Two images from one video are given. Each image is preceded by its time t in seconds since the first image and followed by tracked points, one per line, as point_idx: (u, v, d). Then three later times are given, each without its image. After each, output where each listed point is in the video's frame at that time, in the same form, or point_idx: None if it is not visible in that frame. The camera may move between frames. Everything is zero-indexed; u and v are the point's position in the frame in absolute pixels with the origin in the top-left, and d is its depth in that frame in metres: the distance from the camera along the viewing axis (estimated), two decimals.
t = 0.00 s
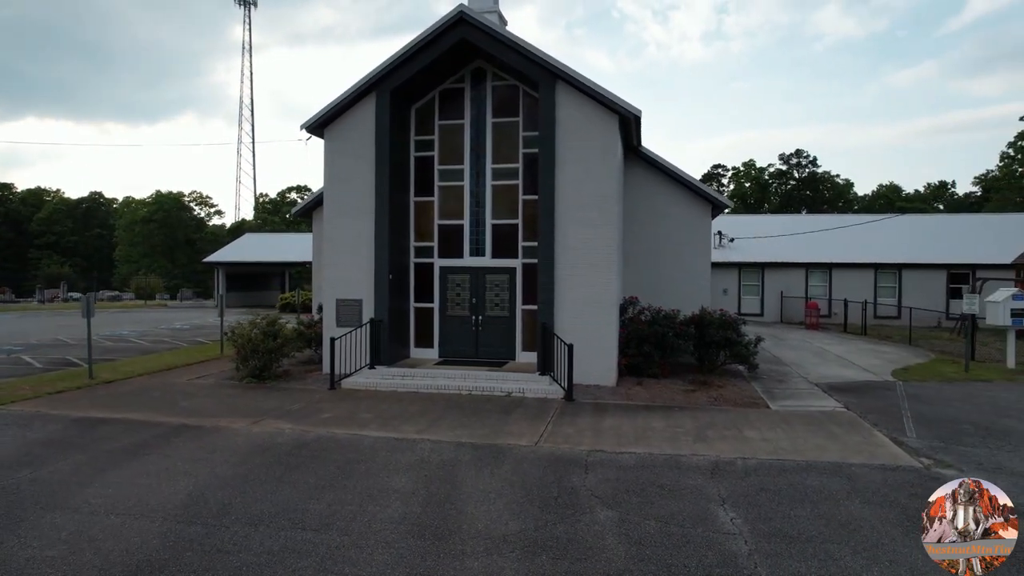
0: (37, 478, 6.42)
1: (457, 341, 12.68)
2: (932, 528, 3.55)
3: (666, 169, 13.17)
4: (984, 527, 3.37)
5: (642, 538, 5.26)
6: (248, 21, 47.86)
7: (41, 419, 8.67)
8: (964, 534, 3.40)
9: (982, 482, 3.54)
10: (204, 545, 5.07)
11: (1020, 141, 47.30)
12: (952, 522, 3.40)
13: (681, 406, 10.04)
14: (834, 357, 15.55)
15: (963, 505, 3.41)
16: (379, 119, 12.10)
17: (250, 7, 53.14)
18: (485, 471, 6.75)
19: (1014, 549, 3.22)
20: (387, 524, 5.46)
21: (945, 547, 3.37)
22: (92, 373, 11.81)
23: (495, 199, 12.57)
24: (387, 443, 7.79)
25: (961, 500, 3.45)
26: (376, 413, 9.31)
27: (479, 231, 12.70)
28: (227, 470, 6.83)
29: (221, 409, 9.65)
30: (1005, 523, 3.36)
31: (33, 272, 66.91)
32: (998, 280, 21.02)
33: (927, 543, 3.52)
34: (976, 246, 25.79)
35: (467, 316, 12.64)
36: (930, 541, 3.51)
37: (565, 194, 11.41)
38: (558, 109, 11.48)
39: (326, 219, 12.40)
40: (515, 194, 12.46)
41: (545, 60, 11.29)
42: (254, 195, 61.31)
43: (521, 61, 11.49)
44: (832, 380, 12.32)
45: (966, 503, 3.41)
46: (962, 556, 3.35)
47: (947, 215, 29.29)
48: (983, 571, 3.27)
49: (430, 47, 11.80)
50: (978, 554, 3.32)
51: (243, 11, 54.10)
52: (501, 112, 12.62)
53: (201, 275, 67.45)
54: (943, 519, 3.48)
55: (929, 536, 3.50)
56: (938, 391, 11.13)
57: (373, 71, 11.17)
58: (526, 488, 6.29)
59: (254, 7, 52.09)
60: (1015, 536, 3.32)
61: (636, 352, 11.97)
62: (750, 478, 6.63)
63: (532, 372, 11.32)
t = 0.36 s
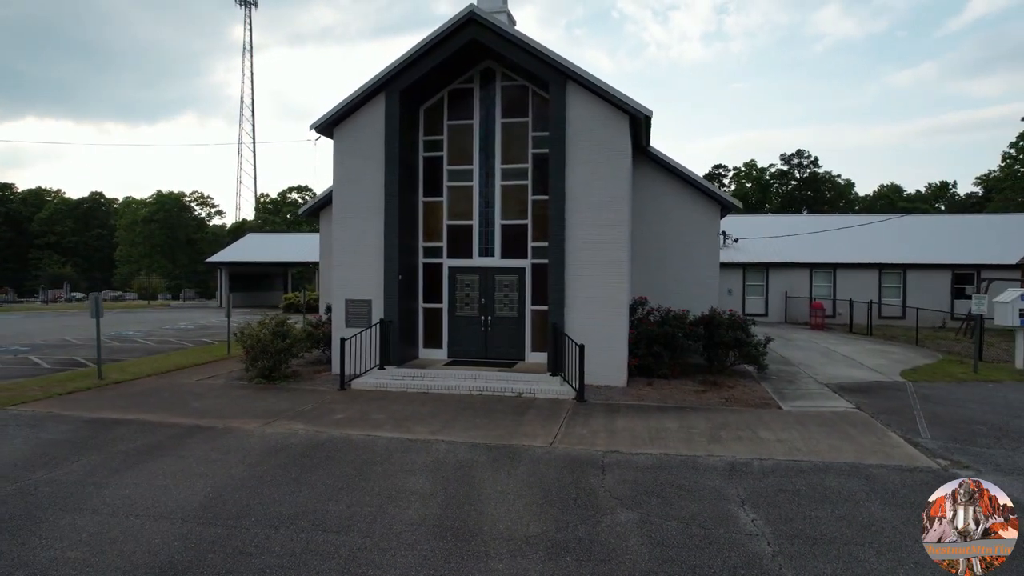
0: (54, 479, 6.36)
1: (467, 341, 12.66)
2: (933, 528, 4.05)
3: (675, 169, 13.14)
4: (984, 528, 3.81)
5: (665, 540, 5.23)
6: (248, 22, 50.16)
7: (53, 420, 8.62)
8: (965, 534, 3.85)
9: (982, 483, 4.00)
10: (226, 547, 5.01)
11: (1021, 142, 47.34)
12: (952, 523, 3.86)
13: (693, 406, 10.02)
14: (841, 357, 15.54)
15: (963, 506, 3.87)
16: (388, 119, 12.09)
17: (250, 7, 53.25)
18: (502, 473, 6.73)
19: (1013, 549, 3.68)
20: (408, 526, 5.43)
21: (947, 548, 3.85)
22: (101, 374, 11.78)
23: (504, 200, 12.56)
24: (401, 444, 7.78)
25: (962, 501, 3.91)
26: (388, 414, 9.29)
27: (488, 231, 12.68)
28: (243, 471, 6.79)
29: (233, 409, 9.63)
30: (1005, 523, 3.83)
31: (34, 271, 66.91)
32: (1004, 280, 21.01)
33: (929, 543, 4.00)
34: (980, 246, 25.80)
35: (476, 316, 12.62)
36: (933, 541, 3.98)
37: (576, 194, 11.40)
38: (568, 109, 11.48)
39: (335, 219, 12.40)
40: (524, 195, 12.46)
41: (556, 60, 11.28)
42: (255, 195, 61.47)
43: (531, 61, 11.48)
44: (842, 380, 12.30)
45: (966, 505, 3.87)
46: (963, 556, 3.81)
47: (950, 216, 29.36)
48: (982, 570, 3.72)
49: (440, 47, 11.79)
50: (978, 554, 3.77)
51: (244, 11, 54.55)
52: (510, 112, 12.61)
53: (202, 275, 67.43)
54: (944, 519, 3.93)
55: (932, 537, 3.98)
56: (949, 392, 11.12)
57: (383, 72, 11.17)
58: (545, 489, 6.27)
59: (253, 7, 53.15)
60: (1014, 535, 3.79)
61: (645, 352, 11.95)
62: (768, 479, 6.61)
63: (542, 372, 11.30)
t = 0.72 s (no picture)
0: (70, 480, 6.32)
1: (476, 342, 12.65)
2: (932, 528, 4.45)
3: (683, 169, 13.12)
4: (983, 527, 4.19)
5: (688, 541, 5.21)
6: (249, 20, 52.40)
7: (65, 421, 8.59)
8: (964, 534, 4.23)
9: (982, 484, 4.39)
10: (248, 549, 4.98)
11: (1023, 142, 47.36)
12: (951, 522, 4.24)
13: (704, 407, 10.00)
14: (849, 357, 15.52)
15: (963, 505, 4.26)
16: (398, 119, 12.08)
17: (250, 7, 53.33)
18: (519, 474, 6.73)
19: (1011, 549, 4.06)
20: (429, 527, 5.41)
21: (947, 547, 4.22)
22: (110, 375, 11.75)
23: (513, 200, 12.55)
24: (415, 446, 7.76)
25: (961, 501, 4.29)
26: (401, 415, 9.27)
27: (497, 231, 12.67)
28: (259, 473, 6.76)
29: (244, 410, 9.60)
30: (1004, 523, 4.23)
31: (34, 271, 66.94)
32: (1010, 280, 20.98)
33: (930, 542, 4.38)
34: (984, 246, 25.80)
35: (485, 316, 12.61)
36: (933, 541, 4.37)
37: (586, 194, 11.39)
38: (579, 110, 11.47)
39: (344, 219, 12.39)
40: (533, 195, 12.45)
41: (567, 60, 11.28)
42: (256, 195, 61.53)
43: (542, 61, 11.47)
44: (852, 380, 12.27)
45: (966, 505, 4.25)
46: (963, 556, 4.17)
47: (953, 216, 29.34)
48: (981, 569, 4.08)
49: (451, 47, 11.78)
50: (978, 554, 4.13)
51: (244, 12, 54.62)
52: (520, 112, 12.60)
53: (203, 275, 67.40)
54: (943, 519, 4.32)
55: (933, 537, 4.34)
56: (960, 393, 11.09)
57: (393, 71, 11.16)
58: (563, 491, 6.25)
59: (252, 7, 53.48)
60: (1010, 534, 4.19)
61: (655, 353, 11.92)
62: (787, 480, 6.59)
63: (553, 373, 11.28)
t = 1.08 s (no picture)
0: (78, 482, 6.30)
1: (481, 342, 12.64)
2: (933, 528, 4.55)
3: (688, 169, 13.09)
4: (983, 527, 4.30)
5: (700, 543, 5.18)
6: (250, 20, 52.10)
7: (71, 422, 8.57)
8: (964, 534, 4.34)
9: (981, 484, 4.52)
10: (258, 551, 4.95)
11: None
12: (951, 522, 4.35)
13: (711, 408, 9.98)
14: (853, 358, 15.50)
15: (963, 505, 4.37)
16: (403, 119, 12.07)
17: (250, 7, 52.90)
18: (528, 476, 6.71)
19: (1011, 549, 4.18)
20: (440, 530, 5.38)
21: (948, 547, 4.33)
22: (114, 375, 11.73)
23: (518, 200, 12.53)
24: (423, 447, 7.74)
25: (961, 501, 4.41)
26: (407, 416, 9.25)
27: (502, 231, 12.65)
28: (267, 474, 6.74)
29: (250, 410, 9.58)
30: (1004, 523, 4.35)
31: (35, 271, 66.93)
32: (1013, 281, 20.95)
33: (930, 543, 4.47)
34: (987, 246, 25.80)
35: (490, 317, 12.60)
36: (933, 541, 4.47)
37: (592, 194, 11.38)
38: (584, 110, 11.47)
39: (349, 219, 12.38)
40: (538, 195, 12.43)
41: (573, 60, 11.27)
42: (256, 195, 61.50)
43: (548, 61, 11.46)
44: (857, 381, 12.24)
45: (966, 505, 4.37)
46: (963, 556, 4.29)
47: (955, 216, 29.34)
48: (981, 569, 4.19)
49: (456, 47, 11.77)
50: (977, 554, 4.24)
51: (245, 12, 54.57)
52: (524, 112, 12.59)
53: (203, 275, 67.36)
54: (944, 519, 4.42)
55: (933, 537, 4.46)
56: (966, 393, 11.07)
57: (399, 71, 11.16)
58: (573, 493, 6.23)
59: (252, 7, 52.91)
60: (1009, 534, 4.31)
61: (661, 353, 11.89)
62: (797, 481, 6.56)
63: (558, 374, 11.26)
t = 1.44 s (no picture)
0: (80, 482, 6.25)
1: (483, 342, 12.61)
2: (933, 528, 4.66)
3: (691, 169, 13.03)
4: (983, 528, 4.37)
5: (707, 544, 5.15)
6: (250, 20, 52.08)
7: (72, 422, 8.52)
8: (964, 534, 4.41)
9: (981, 485, 4.59)
10: (262, 552, 4.91)
11: None
12: (952, 523, 4.43)
13: (714, 408, 9.95)
14: (855, 358, 15.45)
15: (963, 506, 4.45)
16: (405, 118, 12.04)
17: (250, 7, 52.93)
18: (533, 476, 6.67)
19: (1010, 549, 4.27)
20: (445, 530, 5.35)
21: (948, 547, 4.40)
22: (114, 375, 11.68)
23: (521, 199, 12.49)
24: (426, 447, 7.70)
25: (961, 501, 4.49)
26: (410, 416, 9.21)
27: (504, 231, 12.62)
28: (270, 475, 6.70)
29: (252, 410, 9.54)
30: (1003, 524, 4.46)
31: (34, 271, 66.85)
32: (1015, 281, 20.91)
33: (931, 543, 4.57)
34: (988, 246, 25.75)
35: (492, 317, 12.57)
36: (933, 541, 4.56)
37: (595, 194, 11.35)
38: (587, 109, 11.44)
39: (351, 218, 12.34)
40: (541, 195, 12.40)
41: (576, 59, 11.24)
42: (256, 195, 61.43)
43: (550, 61, 11.42)
44: (860, 381, 12.19)
45: (965, 505, 4.45)
46: (963, 556, 4.36)
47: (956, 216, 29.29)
48: (980, 568, 4.26)
49: (458, 46, 11.74)
50: (978, 554, 4.31)
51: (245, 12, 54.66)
52: (527, 111, 12.57)
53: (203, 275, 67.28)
54: (944, 519, 4.51)
55: (935, 538, 4.52)
56: (971, 393, 11.02)
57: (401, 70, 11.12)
58: (579, 493, 6.19)
59: (252, 7, 52.92)
60: (1010, 534, 4.40)
61: (664, 353, 11.84)
62: (803, 482, 6.52)
63: (561, 373, 11.22)
